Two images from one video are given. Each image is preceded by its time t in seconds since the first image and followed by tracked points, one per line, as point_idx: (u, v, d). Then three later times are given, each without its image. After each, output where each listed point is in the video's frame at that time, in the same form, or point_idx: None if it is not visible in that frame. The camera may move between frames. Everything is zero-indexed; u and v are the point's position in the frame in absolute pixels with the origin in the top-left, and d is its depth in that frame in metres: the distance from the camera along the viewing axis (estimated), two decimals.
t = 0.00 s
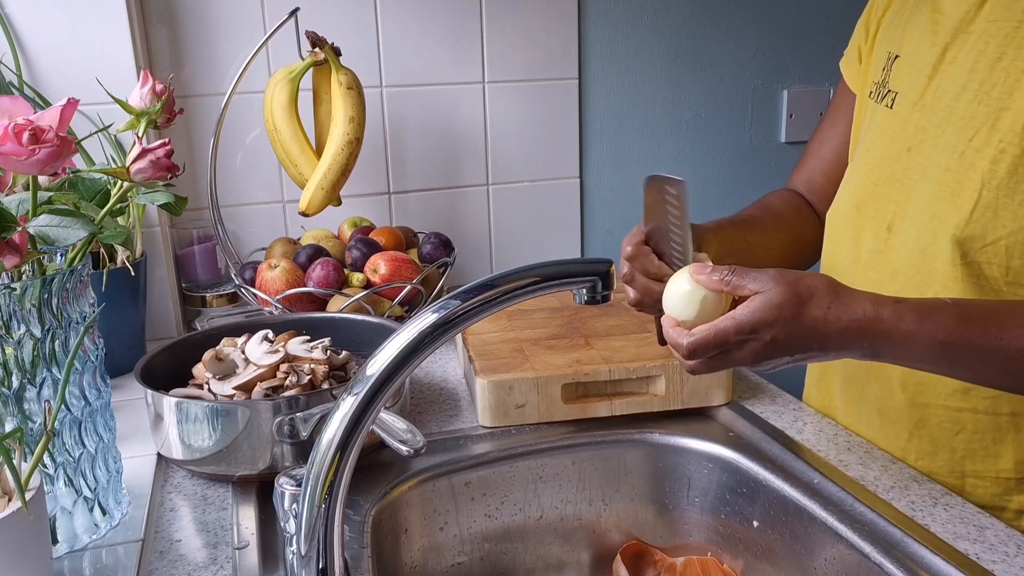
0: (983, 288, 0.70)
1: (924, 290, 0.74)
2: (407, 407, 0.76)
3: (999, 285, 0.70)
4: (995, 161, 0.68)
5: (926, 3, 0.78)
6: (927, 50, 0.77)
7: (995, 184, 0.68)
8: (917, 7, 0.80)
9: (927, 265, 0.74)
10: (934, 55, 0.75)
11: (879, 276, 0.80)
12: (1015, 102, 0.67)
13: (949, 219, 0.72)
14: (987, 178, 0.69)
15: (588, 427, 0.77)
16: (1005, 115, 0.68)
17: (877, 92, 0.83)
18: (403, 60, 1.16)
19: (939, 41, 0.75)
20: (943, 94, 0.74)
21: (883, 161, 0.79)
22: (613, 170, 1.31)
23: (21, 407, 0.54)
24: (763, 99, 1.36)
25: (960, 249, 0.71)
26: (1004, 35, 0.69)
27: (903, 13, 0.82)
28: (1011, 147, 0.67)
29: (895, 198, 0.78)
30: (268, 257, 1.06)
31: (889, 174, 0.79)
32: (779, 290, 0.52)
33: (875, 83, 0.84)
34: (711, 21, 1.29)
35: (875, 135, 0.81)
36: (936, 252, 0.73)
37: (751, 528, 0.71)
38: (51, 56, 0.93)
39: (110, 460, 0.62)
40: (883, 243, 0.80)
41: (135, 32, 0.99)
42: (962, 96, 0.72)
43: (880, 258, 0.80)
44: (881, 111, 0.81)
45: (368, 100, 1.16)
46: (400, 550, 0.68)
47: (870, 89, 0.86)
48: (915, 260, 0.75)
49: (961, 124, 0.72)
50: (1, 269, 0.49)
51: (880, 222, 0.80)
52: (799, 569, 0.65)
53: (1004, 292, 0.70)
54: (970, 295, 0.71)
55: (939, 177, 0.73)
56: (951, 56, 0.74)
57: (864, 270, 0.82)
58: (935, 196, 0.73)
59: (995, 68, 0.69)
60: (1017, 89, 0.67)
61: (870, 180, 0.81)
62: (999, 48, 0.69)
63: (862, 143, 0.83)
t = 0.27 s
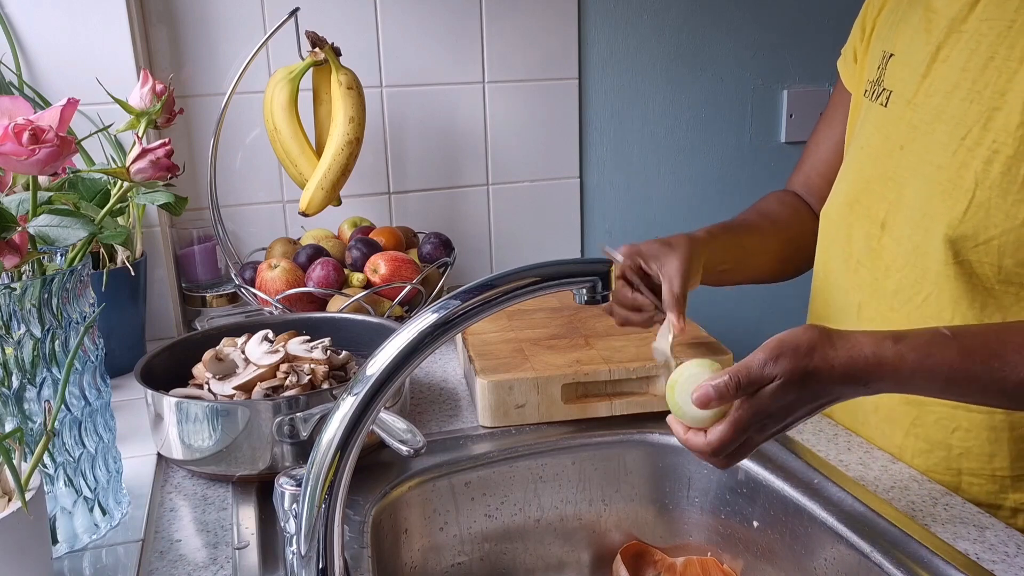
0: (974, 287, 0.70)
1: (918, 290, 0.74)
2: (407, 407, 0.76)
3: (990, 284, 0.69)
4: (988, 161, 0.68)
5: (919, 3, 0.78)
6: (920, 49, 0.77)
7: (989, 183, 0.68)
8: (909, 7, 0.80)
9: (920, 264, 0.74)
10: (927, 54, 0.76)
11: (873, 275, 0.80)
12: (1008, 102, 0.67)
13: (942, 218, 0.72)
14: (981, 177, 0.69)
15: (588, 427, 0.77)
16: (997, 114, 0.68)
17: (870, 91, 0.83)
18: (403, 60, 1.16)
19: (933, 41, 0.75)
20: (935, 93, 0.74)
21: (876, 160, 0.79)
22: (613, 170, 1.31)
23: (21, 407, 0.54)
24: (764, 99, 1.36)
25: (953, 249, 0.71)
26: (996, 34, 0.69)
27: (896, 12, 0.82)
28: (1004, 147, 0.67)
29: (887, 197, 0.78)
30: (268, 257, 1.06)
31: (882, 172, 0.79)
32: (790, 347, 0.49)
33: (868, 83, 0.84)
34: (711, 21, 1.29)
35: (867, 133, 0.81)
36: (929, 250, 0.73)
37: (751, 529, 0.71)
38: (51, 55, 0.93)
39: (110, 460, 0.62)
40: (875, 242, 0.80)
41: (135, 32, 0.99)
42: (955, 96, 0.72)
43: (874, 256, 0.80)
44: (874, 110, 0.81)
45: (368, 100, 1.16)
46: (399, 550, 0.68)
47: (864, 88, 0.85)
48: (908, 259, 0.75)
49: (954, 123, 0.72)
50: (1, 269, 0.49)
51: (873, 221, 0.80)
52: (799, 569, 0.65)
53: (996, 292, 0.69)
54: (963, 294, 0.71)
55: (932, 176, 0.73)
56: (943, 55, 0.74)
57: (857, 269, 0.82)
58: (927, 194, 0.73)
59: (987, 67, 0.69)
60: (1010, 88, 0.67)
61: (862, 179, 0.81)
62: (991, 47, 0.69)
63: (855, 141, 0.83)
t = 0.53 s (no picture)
0: (993, 291, 0.70)
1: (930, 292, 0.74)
2: (407, 407, 0.76)
3: (1010, 288, 0.70)
4: (1012, 166, 0.68)
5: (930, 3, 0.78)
6: (933, 51, 0.77)
7: (1011, 188, 0.68)
8: (919, 7, 0.79)
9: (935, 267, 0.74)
10: (941, 56, 0.75)
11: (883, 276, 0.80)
12: None
13: (960, 221, 0.72)
14: (1004, 182, 0.68)
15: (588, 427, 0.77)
16: (1020, 119, 0.68)
17: (879, 91, 0.83)
18: (403, 60, 1.16)
19: (947, 42, 0.75)
20: (950, 95, 0.74)
21: (887, 161, 0.79)
22: (613, 170, 1.31)
23: (21, 407, 0.54)
24: (763, 99, 1.36)
25: (972, 254, 0.70)
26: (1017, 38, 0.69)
27: (904, 13, 0.82)
28: None
29: (899, 198, 0.78)
30: (268, 257, 1.06)
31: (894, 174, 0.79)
32: (815, 311, 0.49)
33: (876, 83, 0.84)
34: (711, 21, 1.29)
35: (877, 133, 0.81)
36: (944, 254, 0.73)
37: (751, 528, 0.71)
38: (50, 55, 0.93)
39: (110, 460, 0.62)
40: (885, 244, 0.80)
41: (135, 32, 0.99)
42: (973, 99, 0.72)
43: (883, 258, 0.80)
44: (884, 110, 0.81)
45: (368, 100, 1.16)
46: (400, 550, 0.68)
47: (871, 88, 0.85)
48: (920, 261, 0.75)
49: (972, 126, 0.72)
50: (1, 269, 0.49)
51: (884, 223, 0.80)
52: (798, 569, 0.65)
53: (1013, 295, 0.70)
54: (980, 298, 0.71)
55: (948, 179, 0.73)
56: (959, 57, 0.74)
57: (866, 270, 0.82)
58: (944, 196, 0.73)
59: (1007, 72, 0.69)
60: None
61: (873, 180, 0.81)
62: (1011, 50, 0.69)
63: (863, 141, 0.83)
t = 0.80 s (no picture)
0: (964, 282, 0.71)
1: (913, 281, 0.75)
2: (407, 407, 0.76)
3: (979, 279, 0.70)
4: (986, 160, 0.68)
5: None
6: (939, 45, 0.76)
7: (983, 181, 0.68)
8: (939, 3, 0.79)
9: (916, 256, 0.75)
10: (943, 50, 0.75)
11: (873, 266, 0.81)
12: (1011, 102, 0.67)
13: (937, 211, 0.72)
14: (979, 175, 0.68)
15: (588, 427, 0.77)
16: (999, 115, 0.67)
17: (901, 88, 0.83)
18: (403, 60, 1.16)
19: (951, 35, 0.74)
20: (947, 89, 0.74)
21: (889, 153, 0.80)
22: (613, 170, 1.31)
23: (21, 407, 0.54)
24: (764, 99, 1.36)
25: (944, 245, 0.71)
26: (1008, 33, 0.68)
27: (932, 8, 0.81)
28: (1004, 147, 0.66)
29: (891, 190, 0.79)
30: (268, 257, 1.06)
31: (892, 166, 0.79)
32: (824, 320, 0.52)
33: (902, 78, 0.84)
34: (711, 21, 1.29)
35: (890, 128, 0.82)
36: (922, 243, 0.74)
37: (751, 528, 0.71)
38: (51, 55, 0.93)
39: (110, 460, 0.62)
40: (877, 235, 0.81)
41: (135, 32, 0.99)
42: (962, 93, 0.71)
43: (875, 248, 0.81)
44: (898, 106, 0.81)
45: (368, 100, 1.16)
46: (399, 551, 0.68)
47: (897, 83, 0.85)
48: (905, 251, 0.76)
49: (958, 121, 0.71)
50: (1, 269, 0.49)
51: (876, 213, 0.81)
52: (798, 569, 0.65)
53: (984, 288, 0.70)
54: (951, 288, 0.71)
55: (935, 171, 0.73)
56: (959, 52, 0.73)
57: (860, 259, 0.83)
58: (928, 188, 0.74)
59: (994, 67, 0.69)
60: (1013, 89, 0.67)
61: (877, 173, 0.81)
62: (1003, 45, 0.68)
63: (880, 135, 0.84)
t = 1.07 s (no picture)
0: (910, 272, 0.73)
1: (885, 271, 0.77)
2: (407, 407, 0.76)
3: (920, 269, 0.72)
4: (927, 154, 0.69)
5: None
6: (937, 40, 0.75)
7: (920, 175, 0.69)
8: None
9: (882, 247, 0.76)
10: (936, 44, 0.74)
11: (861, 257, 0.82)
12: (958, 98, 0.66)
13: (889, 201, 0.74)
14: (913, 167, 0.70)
15: (588, 427, 0.77)
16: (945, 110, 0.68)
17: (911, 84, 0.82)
18: (403, 60, 1.16)
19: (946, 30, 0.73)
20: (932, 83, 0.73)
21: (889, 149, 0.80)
22: (613, 170, 1.31)
23: (21, 407, 0.54)
24: (764, 99, 1.36)
25: (890, 234, 0.73)
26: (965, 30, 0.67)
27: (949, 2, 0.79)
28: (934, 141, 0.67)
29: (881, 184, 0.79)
30: (268, 257, 1.06)
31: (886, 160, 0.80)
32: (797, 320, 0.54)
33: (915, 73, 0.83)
34: (711, 21, 1.29)
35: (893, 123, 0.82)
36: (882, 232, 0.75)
37: (751, 528, 0.71)
38: (51, 55, 0.93)
39: (110, 459, 0.62)
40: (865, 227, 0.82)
41: (135, 31, 0.99)
42: (930, 88, 0.72)
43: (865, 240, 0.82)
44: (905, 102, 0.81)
45: (368, 100, 1.16)
46: (400, 551, 0.68)
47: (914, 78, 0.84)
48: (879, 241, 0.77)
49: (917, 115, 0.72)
50: (1, 269, 0.49)
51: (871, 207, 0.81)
52: (798, 568, 0.65)
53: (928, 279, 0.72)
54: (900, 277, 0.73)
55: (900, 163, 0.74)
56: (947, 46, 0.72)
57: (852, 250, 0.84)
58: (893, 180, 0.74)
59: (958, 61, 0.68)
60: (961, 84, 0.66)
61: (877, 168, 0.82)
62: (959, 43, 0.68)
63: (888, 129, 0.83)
